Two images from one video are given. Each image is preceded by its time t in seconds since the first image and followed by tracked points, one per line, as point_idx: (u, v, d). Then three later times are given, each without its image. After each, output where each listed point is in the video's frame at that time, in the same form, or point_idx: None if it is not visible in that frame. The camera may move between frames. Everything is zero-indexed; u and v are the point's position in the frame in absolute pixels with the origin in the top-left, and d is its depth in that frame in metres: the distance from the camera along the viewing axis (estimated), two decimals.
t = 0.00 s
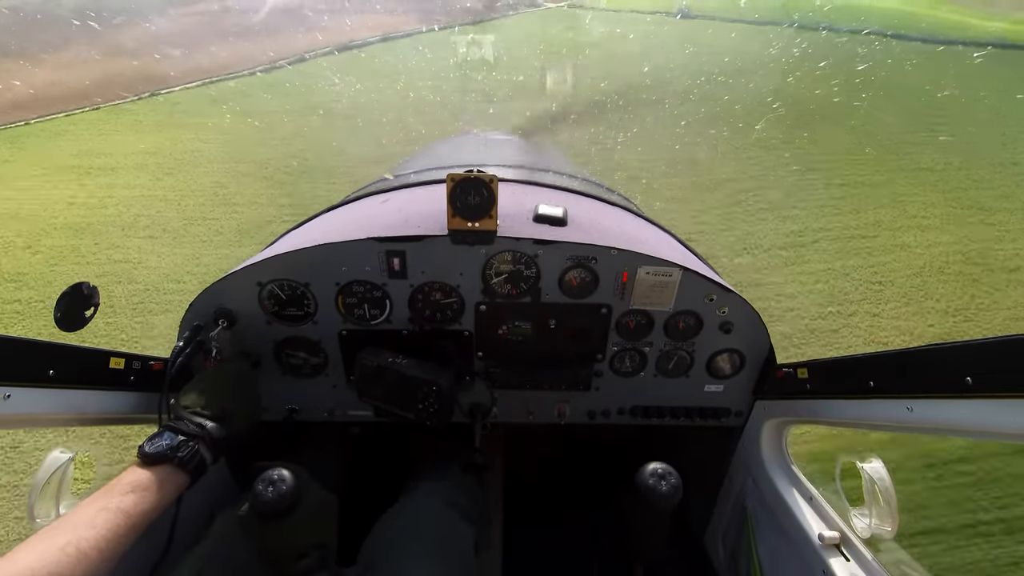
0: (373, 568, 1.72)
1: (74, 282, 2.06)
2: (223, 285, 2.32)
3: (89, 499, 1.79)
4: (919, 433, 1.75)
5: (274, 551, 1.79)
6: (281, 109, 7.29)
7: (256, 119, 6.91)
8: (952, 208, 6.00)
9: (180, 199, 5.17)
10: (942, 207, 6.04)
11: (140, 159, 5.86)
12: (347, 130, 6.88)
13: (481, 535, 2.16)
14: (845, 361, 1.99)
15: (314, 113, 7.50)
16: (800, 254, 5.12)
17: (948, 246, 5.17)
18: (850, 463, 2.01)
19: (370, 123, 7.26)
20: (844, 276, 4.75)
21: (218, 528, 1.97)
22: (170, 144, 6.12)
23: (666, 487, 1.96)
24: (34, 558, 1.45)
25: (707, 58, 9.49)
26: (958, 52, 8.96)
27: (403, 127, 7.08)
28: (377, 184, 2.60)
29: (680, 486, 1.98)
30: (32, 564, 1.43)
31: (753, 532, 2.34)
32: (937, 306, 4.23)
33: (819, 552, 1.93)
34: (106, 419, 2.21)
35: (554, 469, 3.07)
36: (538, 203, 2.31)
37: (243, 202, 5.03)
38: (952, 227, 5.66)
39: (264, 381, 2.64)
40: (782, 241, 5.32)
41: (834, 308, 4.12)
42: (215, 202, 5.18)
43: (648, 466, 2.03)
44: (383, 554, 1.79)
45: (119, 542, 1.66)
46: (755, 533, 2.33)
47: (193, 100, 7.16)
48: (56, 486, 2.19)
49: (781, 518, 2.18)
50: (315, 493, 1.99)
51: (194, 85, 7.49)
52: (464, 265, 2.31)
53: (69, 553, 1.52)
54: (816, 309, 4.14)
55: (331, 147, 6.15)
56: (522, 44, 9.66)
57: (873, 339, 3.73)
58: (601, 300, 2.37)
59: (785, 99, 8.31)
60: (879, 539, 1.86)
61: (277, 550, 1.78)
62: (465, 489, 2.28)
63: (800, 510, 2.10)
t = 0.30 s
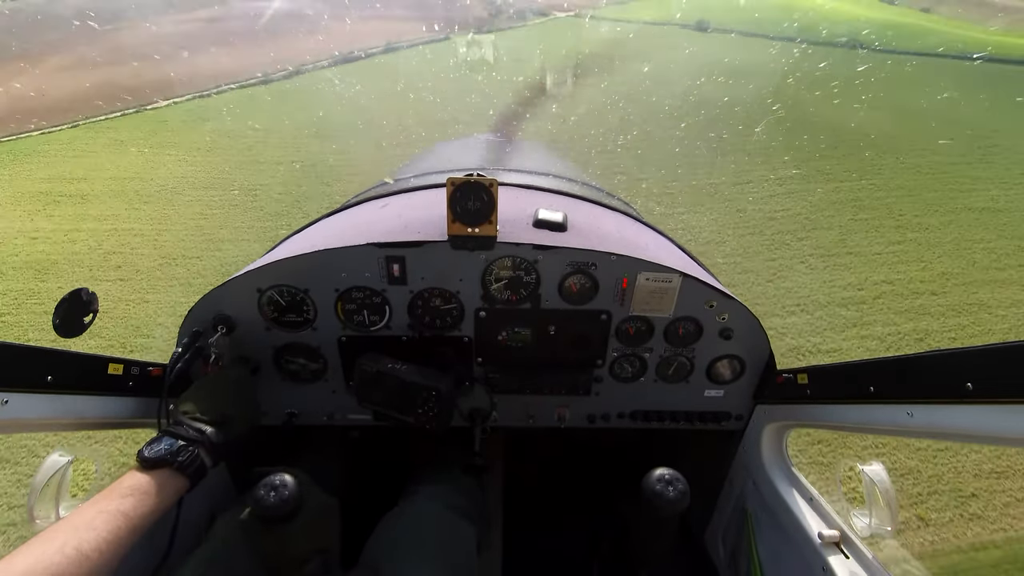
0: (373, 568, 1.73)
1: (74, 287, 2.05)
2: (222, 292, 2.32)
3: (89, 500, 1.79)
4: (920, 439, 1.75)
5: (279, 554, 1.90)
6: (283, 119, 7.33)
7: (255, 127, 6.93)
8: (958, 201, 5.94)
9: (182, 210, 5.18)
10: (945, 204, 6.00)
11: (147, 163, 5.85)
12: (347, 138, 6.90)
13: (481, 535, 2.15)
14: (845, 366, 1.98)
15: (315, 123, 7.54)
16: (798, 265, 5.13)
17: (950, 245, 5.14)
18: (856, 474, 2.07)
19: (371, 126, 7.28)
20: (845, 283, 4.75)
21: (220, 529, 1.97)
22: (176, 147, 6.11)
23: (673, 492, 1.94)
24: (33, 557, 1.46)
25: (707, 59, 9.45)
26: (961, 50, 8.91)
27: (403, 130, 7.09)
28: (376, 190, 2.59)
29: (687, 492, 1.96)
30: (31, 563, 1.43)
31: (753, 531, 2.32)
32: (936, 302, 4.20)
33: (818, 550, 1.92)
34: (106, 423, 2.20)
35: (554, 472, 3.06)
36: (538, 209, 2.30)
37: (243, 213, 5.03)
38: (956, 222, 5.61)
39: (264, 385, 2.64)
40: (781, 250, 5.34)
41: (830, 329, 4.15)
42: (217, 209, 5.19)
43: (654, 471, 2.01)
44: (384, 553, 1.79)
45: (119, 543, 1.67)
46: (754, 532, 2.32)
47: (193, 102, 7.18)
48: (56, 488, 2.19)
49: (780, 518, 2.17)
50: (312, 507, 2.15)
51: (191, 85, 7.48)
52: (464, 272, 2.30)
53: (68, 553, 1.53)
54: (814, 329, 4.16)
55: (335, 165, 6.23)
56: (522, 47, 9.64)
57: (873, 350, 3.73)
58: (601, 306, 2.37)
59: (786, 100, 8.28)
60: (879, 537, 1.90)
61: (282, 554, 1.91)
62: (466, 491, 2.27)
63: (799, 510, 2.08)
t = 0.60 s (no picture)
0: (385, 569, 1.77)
1: (74, 285, 2.05)
2: (222, 290, 2.32)
3: (89, 507, 1.80)
4: (919, 439, 1.75)
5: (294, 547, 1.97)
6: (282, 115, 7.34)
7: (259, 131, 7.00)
8: (959, 191, 5.91)
9: (194, 238, 5.37)
10: (946, 194, 5.97)
11: (164, 206, 6.02)
12: (348, 138, 6.92)
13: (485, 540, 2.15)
14: (846, 365, 1.98)
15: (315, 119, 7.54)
16: (797, 264, 5.13)
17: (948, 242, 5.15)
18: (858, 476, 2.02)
19: (371, 122, 7.28)
20: (842, 285, 4.78)
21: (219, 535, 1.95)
22: (184, 188, 6.28)
23: (685, 487, 1.97)
24: (30, 566, 1.47)
25: (707, 55, 9.44)
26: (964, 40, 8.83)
27: (403, 125, 7.08)
28: (376, 184, 2.58)
29: (699, 487, 1.98)
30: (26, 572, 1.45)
31: (753, 536, 2.32)
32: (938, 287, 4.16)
33: (819, 555, 1.92)
34: (104, 425, 2.19)
35: (555, 471, 3.06)
36: (538, 204, 2.30)
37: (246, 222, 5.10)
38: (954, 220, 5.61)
39: (264, 387, 2.64)
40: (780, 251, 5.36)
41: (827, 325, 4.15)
42: (224, 233, 5.36)
43: (668, 466, 2.03)
44: (395, 554, 1.82)
45: (116, 552, 1.67)
46: (754, 535, 2.32)
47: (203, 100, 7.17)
48: (56, 490, 2.19)
49: (780, 522, 2.17)
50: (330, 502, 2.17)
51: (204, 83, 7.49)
52: (464, 269, 2.30)
53: (66, 562, 1.54)
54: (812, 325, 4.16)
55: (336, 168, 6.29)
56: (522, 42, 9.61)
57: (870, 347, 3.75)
58: (601, 304, 2.36)
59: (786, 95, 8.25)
60: (879, 541, 1.87)
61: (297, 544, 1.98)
62: (469, 495, 2.27)
63: (801, 514, 2.09)
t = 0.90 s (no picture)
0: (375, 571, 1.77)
1: (74, 283, 2.05)
2: (223, 286, 2.32)
3: (93, 503, 1.81)
4: (917, 434, 1.75)
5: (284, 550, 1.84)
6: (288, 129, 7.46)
7: (264, 141, 7.12)
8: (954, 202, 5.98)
9: (192, 221, 5.32)
10: (942, 203, 6.03)
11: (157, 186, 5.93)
12: (350, 142, 6.97)
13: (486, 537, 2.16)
14: (845, 362, 1.98)
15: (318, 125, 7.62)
16: (795, 260, 5.14)
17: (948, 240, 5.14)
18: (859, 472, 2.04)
19: (372, 126, 7.33)
20: (840, 284, 4.81)
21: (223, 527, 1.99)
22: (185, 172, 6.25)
23: (674, 486, 1.95)
24: (35, 567, 1.47)
25: (706, 58, 9.48)
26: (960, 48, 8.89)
27: (404, 129, 7.15)
28: (377, 185, 2.60)
29: (688, 485, 1.97)
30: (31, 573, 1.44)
31: (753, 531, 2.31)
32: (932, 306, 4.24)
33: (818, 552, 1.92)
34: (105, 419, 2.20)
35: (554, 468, 3.06)
36: (538, 203, 2.31)
37: (249, 227, 5.15)
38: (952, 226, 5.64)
39: (265, 383, 2.65)
40: (780, 247, 5.36)
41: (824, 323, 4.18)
42: (224, 221, 5.34)
43: (655, 465, 2.02)
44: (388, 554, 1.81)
45: (119, 550, 1.68)
46: (754, 532, 2.31)
47: (207, 127, 7.35)
48: (56, 486, 2.19)
49: (779, 518, 2.17)
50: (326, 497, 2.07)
51: (207, 113, 7.69)
52: (464, 266, 2.31)
53: (69, 562, 1.54)
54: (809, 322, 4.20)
55: (337, 168, 6.33)
56: (522, 42, 9.64)
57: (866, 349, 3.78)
58: (601, 300, 2.37)
59: (785, 100, 8.30)
60: (878, 538, 1.88)
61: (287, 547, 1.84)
62: (470, 491, 2.27)
63: (800, 510, 2.08)
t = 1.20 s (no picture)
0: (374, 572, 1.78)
1: (74, 287, 2.05)
2: (222, 291, 2.32)
3: (90, 504, 1.81)
4: (917, 437, 1.75)
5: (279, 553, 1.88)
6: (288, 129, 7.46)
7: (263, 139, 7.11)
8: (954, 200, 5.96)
9: (193, 223, 5.34)
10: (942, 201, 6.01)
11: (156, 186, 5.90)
12: (350, 142, 6.98)
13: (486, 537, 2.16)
14: (846, 366, 1.98)
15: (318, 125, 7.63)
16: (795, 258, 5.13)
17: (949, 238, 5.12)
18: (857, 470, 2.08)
19: (373, 127, 7.33)
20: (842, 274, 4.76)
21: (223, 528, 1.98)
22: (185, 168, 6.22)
23: (672, 489, 1.97)
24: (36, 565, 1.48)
25: (707, 57, 9.47)
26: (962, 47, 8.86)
27: (404, 130, 7.14)
28: (377, 189, 2.59)
29: (687, 488, 1.98)
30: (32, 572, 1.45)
31: (754, 532, 2.31)
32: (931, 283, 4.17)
33: (818, 551, 1.92)
34: (106, 423, 2.20)
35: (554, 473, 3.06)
36: (539, 207, 2.30)
37: (248, 227, 5.15)
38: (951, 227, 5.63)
39: (264, 388, 2.64)
40: (781, 243, 5.33)
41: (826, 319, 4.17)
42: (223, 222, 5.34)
43: (654, 468, 2.04)
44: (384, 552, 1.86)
45: (118, 549, 1.69)
46: (754, 533, 2.31)
47: (210, 126, 7.32)
48: (55, 488, 2.19)
49: (779, 519, 2.17)
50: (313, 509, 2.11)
51: (209, 113, 7.69)
52: (464, 271, 2.30)
53: (69, 559, 1.55)
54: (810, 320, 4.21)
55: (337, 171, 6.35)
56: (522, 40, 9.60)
57: (866, 347, 3.77)
58: (601, 305, 2.37)
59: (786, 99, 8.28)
60: (879, 538, 1.90)
61: (282, 551, 1.88)
62: (471, 492, 2.28)
63: (800, 510, 2.08)
